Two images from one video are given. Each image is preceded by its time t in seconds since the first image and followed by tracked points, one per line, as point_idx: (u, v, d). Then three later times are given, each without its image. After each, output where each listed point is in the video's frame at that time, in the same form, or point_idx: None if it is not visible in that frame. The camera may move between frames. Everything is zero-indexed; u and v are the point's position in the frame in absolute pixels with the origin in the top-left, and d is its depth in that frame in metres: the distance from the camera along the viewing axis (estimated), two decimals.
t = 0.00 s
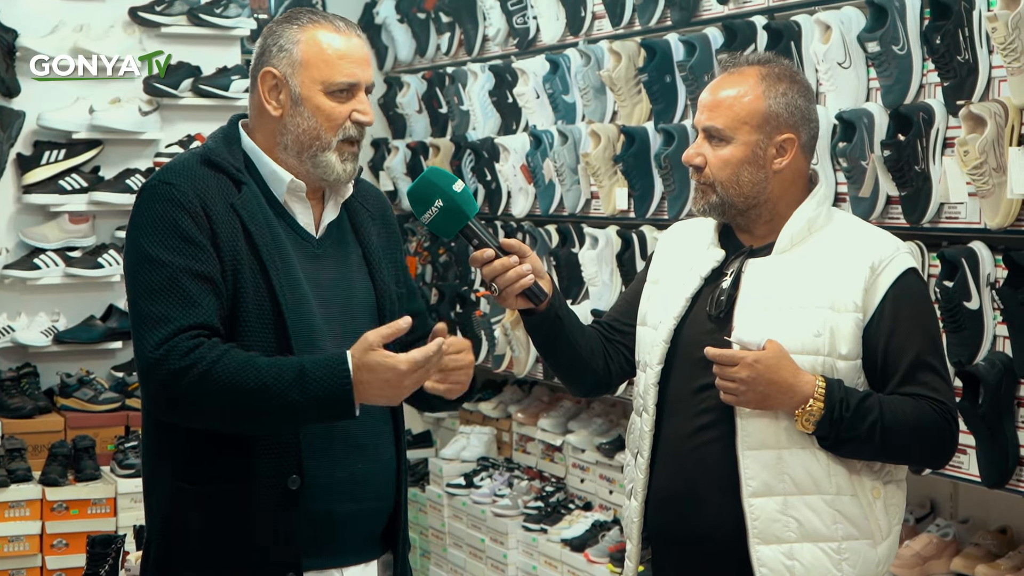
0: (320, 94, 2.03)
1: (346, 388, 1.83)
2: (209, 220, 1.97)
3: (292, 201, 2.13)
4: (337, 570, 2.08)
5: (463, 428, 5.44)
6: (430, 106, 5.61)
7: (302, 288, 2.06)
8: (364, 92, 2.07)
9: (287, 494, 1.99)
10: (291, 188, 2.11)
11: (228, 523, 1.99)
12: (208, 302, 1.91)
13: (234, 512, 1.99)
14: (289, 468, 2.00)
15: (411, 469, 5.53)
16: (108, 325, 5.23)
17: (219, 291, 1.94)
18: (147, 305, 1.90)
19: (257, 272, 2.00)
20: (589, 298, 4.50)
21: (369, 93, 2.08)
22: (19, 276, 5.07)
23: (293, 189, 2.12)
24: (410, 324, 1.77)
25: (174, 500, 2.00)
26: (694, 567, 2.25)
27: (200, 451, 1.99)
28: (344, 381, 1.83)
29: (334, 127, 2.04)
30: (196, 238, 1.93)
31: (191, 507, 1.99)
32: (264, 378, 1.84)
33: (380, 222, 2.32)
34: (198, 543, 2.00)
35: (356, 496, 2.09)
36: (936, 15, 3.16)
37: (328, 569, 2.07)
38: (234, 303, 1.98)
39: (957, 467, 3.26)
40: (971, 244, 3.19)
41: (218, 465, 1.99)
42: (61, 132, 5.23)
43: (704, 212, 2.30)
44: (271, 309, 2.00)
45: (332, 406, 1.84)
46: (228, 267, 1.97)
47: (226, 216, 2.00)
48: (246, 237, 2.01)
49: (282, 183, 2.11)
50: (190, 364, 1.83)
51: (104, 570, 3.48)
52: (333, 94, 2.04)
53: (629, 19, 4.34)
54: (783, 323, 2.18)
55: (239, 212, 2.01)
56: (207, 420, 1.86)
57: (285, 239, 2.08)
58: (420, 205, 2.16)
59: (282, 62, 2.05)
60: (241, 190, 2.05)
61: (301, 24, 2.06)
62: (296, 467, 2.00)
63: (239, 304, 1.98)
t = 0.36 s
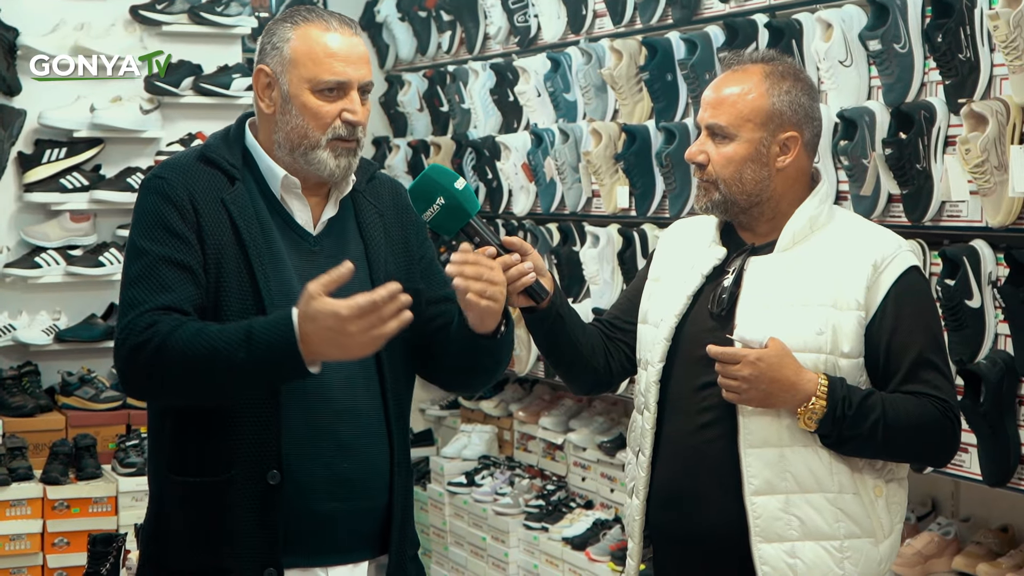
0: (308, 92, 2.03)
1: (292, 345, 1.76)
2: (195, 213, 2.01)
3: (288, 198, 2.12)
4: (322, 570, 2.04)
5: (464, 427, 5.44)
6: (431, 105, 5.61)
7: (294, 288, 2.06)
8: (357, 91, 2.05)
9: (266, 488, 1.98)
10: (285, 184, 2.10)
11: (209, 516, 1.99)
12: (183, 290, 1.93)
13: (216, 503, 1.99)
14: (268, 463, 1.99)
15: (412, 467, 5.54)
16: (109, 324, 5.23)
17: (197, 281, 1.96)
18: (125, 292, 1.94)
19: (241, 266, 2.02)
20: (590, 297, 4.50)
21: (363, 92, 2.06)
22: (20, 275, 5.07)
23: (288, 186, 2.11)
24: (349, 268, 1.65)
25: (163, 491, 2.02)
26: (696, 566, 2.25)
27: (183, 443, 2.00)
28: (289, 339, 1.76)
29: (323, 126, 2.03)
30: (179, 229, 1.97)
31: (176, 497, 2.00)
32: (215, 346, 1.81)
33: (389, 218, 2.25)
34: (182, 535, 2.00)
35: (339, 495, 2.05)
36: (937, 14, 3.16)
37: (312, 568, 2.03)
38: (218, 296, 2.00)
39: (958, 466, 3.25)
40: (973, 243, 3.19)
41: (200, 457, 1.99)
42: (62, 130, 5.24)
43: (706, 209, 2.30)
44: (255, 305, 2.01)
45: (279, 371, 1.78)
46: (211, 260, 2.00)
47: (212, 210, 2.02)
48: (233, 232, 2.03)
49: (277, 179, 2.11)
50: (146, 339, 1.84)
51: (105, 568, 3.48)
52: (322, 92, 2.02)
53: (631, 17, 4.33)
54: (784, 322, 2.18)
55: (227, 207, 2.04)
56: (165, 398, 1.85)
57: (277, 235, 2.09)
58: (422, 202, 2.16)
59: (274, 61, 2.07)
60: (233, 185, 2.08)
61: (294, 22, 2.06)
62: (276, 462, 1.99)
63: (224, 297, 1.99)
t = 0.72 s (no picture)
0: (297, 98, 2.02)
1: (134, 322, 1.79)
2: (176, 218, 2.05)
3: (282, 197, 2.11)
4: (314, 570, 2.03)
5: (465, 425, 5.44)
6: (432, 103, 5.61)
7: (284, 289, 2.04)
8: (348, 93, 2.03)
9: (253, 490, 1.99)
10: (276, 183, 2.11)
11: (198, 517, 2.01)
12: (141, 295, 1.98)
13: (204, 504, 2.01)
14: (255, 464, 2.00)
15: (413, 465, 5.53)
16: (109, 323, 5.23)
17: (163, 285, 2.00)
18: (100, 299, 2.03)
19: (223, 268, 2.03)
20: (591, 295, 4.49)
21: (355, 92, 2.04)
22: (21, 273, 5.08)
23: (278, 185, 2.11)
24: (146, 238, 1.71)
25: (158, 491, 2.05)
26: (696, 565, 2.24)
27: (172, 444, 2.04)
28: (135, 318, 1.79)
29: (316, 129, 2.02)
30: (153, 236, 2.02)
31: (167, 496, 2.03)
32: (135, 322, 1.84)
33: (392, 214, 2.20)
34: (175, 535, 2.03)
35: (329, 496, 2.03)
36: (938, 11, 3.15)
37: (305, 568, 2.03)
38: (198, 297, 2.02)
39: (959, 464, 3.25)
40: (973, 241, 3.19)
41: (189, 457, 2.02)
42: (63, 129, 5.24)
43: (707, 206, 2.30)
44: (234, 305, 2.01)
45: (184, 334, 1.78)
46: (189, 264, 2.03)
47: (195, 214, 2.06)
48: (217, 234, 2.05)
49: (267, 180, 2.11)
50: (84, 341, 1.93)
51: (106, 566, 3.48)
52: (311, 96, 2.02)
53: (631, 15, 4.33)
54: (784, 321, 2.18)
55: (211, 210, 2.06)
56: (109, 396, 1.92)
57: (264, 235, 2.08)
58: (422, 198, 2.15)
59: (264, 67, 2.08)
60: (223, 186, 2.09)
61: (280, 27, 2.05)
62: (262, 463, 1.99)
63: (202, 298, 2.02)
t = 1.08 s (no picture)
0: (306, 93, 2.02)
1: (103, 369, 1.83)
2: (180, 219, 2.04)
3: (287, 195, 2.10)
4: (320, 569, 2.03)
5: (466, 423, 5.44)
6: (433, 101, 5.61)
7: (290, 286, 2.04)
8: (357, 87, 2.04)
9: (259, 488, 1.98)
10: (280, 181, 2.10)
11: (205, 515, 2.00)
12: (147, 303, 1.99)
13: (211, 503, 2.00)
14: (260, 462, 1.99)
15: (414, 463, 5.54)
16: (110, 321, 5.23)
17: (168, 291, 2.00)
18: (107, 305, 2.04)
19: (227, 267, 2.02)
20: (592, 293, 4.49)
21: (363, 88, 2.05)
22: (22, 271, 5.08)
23: (283, 184, 2.10)
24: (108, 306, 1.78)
25: (165, 490, 2.05)
26: (696, 564, 2.24)
27: (180, 444, 2.03)
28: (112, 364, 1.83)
29: (324, 123, 2.02)
30: (157, 239, 2.02)
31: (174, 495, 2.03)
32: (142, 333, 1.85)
33: (398, 214, 2.20)
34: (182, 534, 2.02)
35: (336, 494, 2.03)
36: (939, 10, 3.14)
37: (311, 567, 2.03)
38: (203, 298, 2.01)
39: (960, 462, 3.25)
40: (975, 239, 3.19)
41: (195, 457, 2.01)
42: (64, 127, 5.24)
43: (706, 204, 2.29)
44: (240, 304, 2.01)
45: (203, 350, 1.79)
46: (194, 265, 2.02)
47: (199, 214, 2.04)
48: (222, 233, 2.04)
49: (272, 177, 2.11)
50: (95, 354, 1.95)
51: (107, 564, 3.48)
52: (319, 90, 2.02)
53: (632, 13, 4.33)
54: (783, 319, 2.17)
55: (215, 209, 2.05)
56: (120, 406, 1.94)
57: (270, 233, 2.08)
58: (422, 198, 2.14)
59: (271, 63, 2.08)
60: (226, 185, 2.08)
61: (288, 22, 2.06)
62: (267, 462, 1.98)
63: (207, 298, 2.01)
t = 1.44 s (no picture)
0: (318, 92, 2.02)
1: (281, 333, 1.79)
2: (198, 214, 2.01)
3: (296, 194, 2.10)
4: (327, 567, 2.03)
5: (467, 422, 5.44)
6: (434, 100, 5.61)
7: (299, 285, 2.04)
8: (367, 87, 2.04)
9: (271, 488, 1.97)
10: (293, 180, 2.09)
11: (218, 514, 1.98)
12: (174, 297, 1.94)
13: (225, 502, 1.98)
14: (273, 462, 1.97)
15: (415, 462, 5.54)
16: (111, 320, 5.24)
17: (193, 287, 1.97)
18: (121, 298, 1.97)
19: (246, 266, 2.01)
20: (593, 292, 4.49)
21: (372, 88, 2.05)
22: (23, 270, 5.08)
23: (295, 182, 2.09)
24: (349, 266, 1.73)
25: (170, 490, 2.02)
26: (695, 563, 2.24)
27: (191, 444, 2.00)
28: (280, 328, 1.79)
29: (335, 123, 2.02)
30: (178, 233, 1.98)
31: (185, 496, 1.99)
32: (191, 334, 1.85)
33: (401, 214, 2.23)
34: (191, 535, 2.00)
35: (345, 493, 2.04)
36: (940, 9, 3.14)
37: (318, 565, 2.03)
38: (221, 296, 2.00)
39: (960, 462, 3.25)
40: (976, 239, 3.19)
41: (208, 457, 1.99)
42: (64, 126, 5.24)
43: (704, 204, 2.29)
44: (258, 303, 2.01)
45: (271, 353, 1.81)
46: (212, 262, 2.00)
47: (217, 211, 2.02)
48: (238, 231, 2.02)
49: (283, 175, 2.09)
50: (134, 343, 1.88)
51: (108, 563, 3.48)
52: (331, 90, 2.02)
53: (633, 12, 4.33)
54: (781, 318, 2.17)
55: (232, 206, 2.03)
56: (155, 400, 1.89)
57: (283, 233, 2.08)
58: (421, 196, 2.16)
59: (283, 61, 2.07)
60: (240, 184, 2.06)
61: (301, 20, 2.05)
62: (280, 461, 1.97)
63: (226, 296, 2.00)
